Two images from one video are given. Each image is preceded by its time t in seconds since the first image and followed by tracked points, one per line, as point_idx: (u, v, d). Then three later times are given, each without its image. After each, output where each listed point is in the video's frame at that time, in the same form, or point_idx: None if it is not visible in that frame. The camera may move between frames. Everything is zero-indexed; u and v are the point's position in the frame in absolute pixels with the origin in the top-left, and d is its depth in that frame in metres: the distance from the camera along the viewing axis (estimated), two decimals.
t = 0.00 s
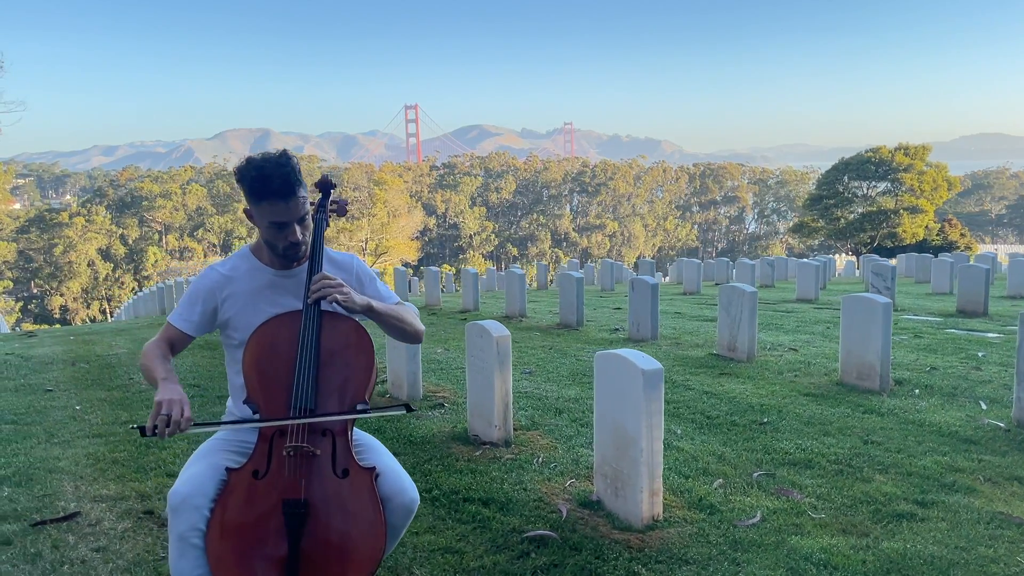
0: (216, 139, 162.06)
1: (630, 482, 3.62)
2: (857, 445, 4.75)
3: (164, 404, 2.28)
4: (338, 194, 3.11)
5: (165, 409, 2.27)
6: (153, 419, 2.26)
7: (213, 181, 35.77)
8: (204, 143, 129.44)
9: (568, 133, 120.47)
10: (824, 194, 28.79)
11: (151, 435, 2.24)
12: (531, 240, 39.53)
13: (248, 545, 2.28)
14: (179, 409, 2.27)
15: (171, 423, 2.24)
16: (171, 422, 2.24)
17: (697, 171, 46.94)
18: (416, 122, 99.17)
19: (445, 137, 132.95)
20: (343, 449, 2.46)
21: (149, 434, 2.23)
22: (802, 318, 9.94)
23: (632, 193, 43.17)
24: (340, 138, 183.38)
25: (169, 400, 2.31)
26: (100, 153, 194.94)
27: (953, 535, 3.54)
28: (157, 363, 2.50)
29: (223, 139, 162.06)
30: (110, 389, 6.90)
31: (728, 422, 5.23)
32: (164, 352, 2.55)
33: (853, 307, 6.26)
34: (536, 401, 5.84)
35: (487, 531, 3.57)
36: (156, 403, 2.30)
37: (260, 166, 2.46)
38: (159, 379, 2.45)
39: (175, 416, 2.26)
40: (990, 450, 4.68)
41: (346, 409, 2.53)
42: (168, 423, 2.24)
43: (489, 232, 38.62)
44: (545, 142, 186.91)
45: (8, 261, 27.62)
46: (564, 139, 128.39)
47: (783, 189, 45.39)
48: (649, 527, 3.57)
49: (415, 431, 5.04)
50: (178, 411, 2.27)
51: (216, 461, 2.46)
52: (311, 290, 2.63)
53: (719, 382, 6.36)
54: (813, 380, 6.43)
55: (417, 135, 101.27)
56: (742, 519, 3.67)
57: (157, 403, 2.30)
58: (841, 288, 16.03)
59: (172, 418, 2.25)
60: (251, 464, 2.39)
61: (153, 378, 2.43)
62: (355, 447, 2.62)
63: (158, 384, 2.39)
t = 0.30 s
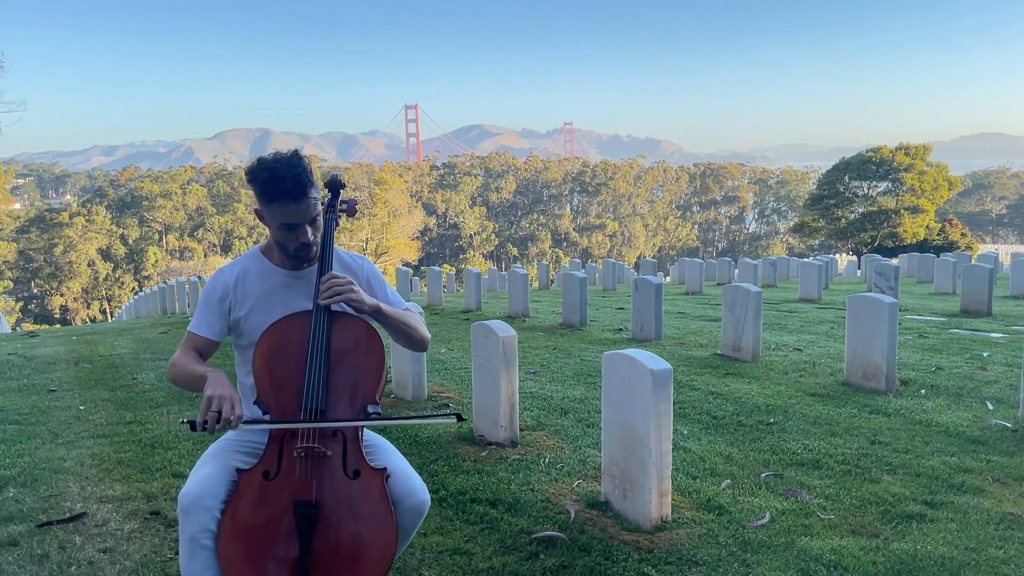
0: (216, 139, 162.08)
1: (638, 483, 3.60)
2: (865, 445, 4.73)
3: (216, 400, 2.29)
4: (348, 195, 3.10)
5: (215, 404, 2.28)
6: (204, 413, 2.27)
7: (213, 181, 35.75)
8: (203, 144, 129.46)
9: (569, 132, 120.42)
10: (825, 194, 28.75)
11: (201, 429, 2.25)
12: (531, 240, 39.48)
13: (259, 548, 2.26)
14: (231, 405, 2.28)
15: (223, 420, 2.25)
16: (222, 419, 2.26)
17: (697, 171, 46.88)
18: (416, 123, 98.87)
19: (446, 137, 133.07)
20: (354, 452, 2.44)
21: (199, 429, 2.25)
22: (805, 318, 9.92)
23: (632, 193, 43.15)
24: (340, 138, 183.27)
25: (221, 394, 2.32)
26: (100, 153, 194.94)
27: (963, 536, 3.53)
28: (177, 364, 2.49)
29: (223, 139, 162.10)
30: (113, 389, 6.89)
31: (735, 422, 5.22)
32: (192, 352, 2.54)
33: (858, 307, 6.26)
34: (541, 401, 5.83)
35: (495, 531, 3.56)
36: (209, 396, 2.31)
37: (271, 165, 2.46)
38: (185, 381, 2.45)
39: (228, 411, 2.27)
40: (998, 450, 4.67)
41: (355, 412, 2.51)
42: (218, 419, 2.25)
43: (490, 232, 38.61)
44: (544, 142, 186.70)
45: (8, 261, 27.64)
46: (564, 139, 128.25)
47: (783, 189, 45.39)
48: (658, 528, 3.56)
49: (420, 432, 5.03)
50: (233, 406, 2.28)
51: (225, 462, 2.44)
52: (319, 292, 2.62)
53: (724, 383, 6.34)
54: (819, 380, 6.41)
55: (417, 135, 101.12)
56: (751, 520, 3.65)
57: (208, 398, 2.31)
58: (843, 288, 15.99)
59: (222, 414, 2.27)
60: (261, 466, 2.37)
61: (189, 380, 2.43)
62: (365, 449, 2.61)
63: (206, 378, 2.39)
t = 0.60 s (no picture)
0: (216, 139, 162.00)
1: (641, 483, 3.60)
2: (868, 445, 4.73)
3: (249, 395, 2.32)
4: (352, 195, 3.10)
5: (251, 400, 2.31)
6: (238, 410, 2.29)
7: (213, 181, 35.74)
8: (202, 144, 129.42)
9: (568, 131, 120.19)
10: (825, 194, 28.73)
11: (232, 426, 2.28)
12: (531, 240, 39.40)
13: (264, 546, 2.25)
14: (265, 402, 2.32)
15: (259, 415, 2.29)
16: (256, 416, 2.29)
17: (698, 171, 46.86)
18: (416, 122, 98.67)
19: (446, 136, 133.00)
20: (360, 453, 2.44)
21: (235, 425, 2.28)
22: (807, 318, 9.91)
23: (632, 193, 43.15)
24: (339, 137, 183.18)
25: (254, 390, 2.35)
26: (99, 152, 194.85)
27: (966, 536, 3.52)
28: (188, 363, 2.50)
29: (223, 138, 161.94)
30: (115, 389, 6.88)
31: (738, 422, 5.22)
32: (206, 352, 2.54)
33: (861, 307, 6.26)
34: (542, 401, 5.82)
35: (498, 532, 3.55)
36: (241, 393, 2.34)
37: (275, 165, 2.45)
38: (192, 380, 2.45)
39: (262, 408, 2.30)
40: (1001, 450, 4.66)
41: (361, 412, 2.51)
42: (254, 416, 2.28)
43: (490, 232, 38.59)
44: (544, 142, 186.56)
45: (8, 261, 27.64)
46: (564, 138, 128.08)
47: (784, 189, 45.42)
48: (661, 528, 3.55)
49: (423, 432, 5.03)
50: (266, 404, 2.32)
51: (231, 462, 2.44)
52: (323, 293, 2.61)
53: (727, 383, 6.33)
54: (821, 380, 6.41)
55: (417, 135, 100.99)
56: (754, 520, 3.65)
57: (239, 395, 2.34)
58: (843, 288, 15.98)
59: (255, 411, 2.30)
60: (267, 466, 2.37)
61: (210, 381, 2.46)
62: (370, 449, 2.61)
63: (228, 376, 2.42)
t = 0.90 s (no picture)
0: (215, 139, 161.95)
1: (647, 484, 3.59)
2: (872, 446, 4.72)
3: (258, 398, 2.32)
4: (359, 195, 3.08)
5: (260, 401, 2.30)
6: (247, 415, 2.29)
7: (213, 181, 35.73)
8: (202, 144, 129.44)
9: (567, 131, 120.12)
10: (825, 194, 28.71)
11: (243, 429, 2.28)
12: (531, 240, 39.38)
13: (271, 548, 2.24)
14: (273, 404, 2.31)
15: (267, 419, 2.28)
16: (264, 420, 2.28)
17: (698, 171, 46.84)
18: (416, 122, 98.61)
19: (446, 136, 133.16)
20: (368, 455, 2.43)
21: (246, 428, 2.27)
22: (809, 318, 9.90)
23: (632, 193, 43.20)
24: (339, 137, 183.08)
25: (263, 392, 2.35)
26: (98, 153, 194.81)
27: (972, 537, 3.52)
28: (195, 365, 2.49)
29: (222, 139, 161.93)
30: (117, 389, 6.87)
31: (742, 422, 5.21)
32: (209, 352, 2.53)
33: (864, 307, 6.26)
34: (546, 402, 5.81)
35: (503, 533, 3.54)
36: (249, 396, 2.33)
37: (282, 163, 2.44)
38: (199, 381, 2.44)
39: (271, 410, 2.30)
40: (1006, 451, 4.65)
41: (368, 413, 2.50)
42: (263, 420, 2.27)
43: (490, 232, 38.58)
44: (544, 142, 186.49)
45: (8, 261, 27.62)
46: (564, 138, 128.08)
47: (784, 189, 45.49)
48: (667, 529, 3.54)
49: (427, 433, 5.02)
50: (274, 406, 2.31)
51: (238, 464, 2.44)
52: (331, 292, 2.60)
53: (730, 383, 6.32)
54: (824, 381, 6.40)
55: (416, 135, 100.94)
56: (761, 522, 3.64)
57: (247, 398, 2.33)
58: (844, 288, 15.98)
59: (260, 414, 2.29)
60: (274, 468, 2.36)
61: (216, 383, 2.45)
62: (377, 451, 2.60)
63: (234, 379, 2.41)
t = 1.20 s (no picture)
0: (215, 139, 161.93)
1: (656, 486, 3.58)
2: (879, 448, 4.72)
3: (252, 403, 2.30)
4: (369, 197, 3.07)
5: (254, 407, 2.29)
6: (242, 418, 2.27)
7: (214, 181, 35.71)
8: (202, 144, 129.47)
9: (567, 130, 120.05)
10: (826, 194, 28.69)
11: (238, 434, 2.26)
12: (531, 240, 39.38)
13: (284, 551, 2.23)
14: (269, 410, 2.29)
15: (262, 422, 2.26)
16: (260, 423, 2.26)
17: (698, 171, 46.82)
18: (416, 122, 98.50)
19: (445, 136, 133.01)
20: (380, 459, 2.42)
21: (238, 433, 2.25)
22: (813, 319, 9.90)
23: (632, 193, 43.19)
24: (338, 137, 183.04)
25: (257, 397, 2.33)
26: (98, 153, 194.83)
27: (982, 540, 3.51)
28: (204, 369, 2.48)
29: (222, 139, 161.92)
30: (121, 391, 6.86)
31: (748, 424, 5.21)
32: (218, 355, 2.53)
33: (869, 309, 6.24)
34: (551, 403, 5.81)
35: (512, 536, 3.53)
36: (245, 400, 2.32)
37: (292, 164, 2.44)
38: (206, 385, 2.44)
39: (266, 415, 2.28)
40: (1013, 453, 4.64)
41: (381, 415, 2.50)
42: (257, 423, 2.26)
43: (490, 232, 38.58)
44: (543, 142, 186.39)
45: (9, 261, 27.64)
46: (563, 138, 128.04)
47: (784, 189, 45.52)
48: (676, 532, 3.53)
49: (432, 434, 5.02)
50: (270, 411, 2.29)
51: (249, 467, 2.43)
52: (343, 293, 2.60)
53: (735, 385, 6.32)
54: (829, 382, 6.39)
55: (415, 135, 100.93)
56: (769, 524, 3.63)
57: (243, 402, 2.32)
58: (846, 288, 15.97)
59: (258, 418, 2.27)
60: (286, 472, 2.35)
61: (221, 386, 2.44)
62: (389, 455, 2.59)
63: (241, 383, 2.40)
